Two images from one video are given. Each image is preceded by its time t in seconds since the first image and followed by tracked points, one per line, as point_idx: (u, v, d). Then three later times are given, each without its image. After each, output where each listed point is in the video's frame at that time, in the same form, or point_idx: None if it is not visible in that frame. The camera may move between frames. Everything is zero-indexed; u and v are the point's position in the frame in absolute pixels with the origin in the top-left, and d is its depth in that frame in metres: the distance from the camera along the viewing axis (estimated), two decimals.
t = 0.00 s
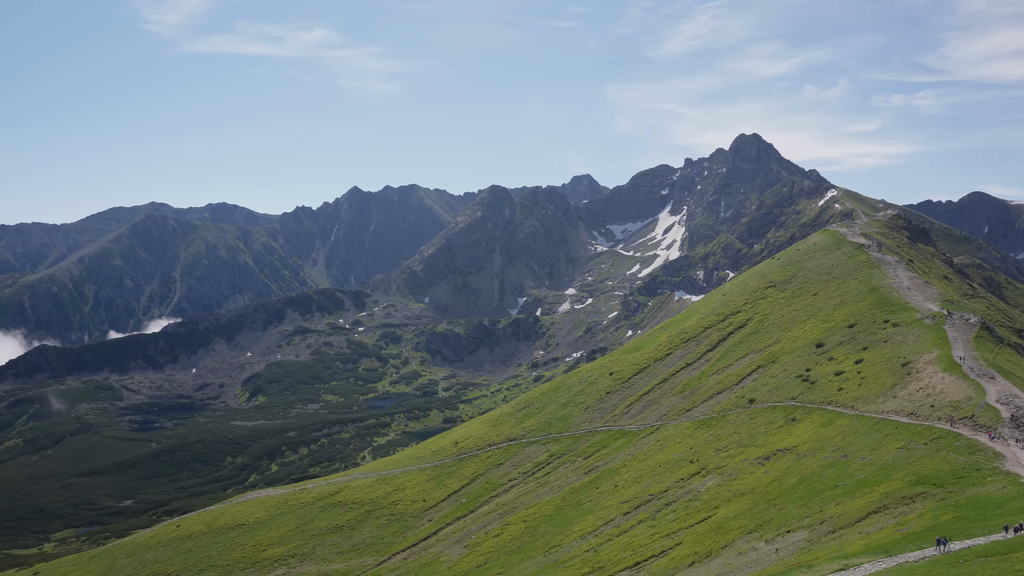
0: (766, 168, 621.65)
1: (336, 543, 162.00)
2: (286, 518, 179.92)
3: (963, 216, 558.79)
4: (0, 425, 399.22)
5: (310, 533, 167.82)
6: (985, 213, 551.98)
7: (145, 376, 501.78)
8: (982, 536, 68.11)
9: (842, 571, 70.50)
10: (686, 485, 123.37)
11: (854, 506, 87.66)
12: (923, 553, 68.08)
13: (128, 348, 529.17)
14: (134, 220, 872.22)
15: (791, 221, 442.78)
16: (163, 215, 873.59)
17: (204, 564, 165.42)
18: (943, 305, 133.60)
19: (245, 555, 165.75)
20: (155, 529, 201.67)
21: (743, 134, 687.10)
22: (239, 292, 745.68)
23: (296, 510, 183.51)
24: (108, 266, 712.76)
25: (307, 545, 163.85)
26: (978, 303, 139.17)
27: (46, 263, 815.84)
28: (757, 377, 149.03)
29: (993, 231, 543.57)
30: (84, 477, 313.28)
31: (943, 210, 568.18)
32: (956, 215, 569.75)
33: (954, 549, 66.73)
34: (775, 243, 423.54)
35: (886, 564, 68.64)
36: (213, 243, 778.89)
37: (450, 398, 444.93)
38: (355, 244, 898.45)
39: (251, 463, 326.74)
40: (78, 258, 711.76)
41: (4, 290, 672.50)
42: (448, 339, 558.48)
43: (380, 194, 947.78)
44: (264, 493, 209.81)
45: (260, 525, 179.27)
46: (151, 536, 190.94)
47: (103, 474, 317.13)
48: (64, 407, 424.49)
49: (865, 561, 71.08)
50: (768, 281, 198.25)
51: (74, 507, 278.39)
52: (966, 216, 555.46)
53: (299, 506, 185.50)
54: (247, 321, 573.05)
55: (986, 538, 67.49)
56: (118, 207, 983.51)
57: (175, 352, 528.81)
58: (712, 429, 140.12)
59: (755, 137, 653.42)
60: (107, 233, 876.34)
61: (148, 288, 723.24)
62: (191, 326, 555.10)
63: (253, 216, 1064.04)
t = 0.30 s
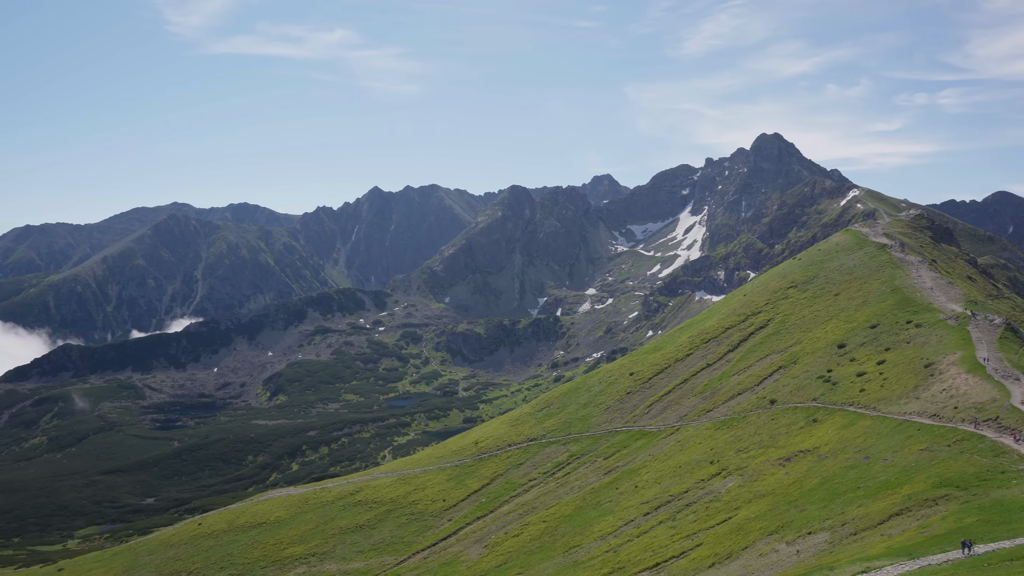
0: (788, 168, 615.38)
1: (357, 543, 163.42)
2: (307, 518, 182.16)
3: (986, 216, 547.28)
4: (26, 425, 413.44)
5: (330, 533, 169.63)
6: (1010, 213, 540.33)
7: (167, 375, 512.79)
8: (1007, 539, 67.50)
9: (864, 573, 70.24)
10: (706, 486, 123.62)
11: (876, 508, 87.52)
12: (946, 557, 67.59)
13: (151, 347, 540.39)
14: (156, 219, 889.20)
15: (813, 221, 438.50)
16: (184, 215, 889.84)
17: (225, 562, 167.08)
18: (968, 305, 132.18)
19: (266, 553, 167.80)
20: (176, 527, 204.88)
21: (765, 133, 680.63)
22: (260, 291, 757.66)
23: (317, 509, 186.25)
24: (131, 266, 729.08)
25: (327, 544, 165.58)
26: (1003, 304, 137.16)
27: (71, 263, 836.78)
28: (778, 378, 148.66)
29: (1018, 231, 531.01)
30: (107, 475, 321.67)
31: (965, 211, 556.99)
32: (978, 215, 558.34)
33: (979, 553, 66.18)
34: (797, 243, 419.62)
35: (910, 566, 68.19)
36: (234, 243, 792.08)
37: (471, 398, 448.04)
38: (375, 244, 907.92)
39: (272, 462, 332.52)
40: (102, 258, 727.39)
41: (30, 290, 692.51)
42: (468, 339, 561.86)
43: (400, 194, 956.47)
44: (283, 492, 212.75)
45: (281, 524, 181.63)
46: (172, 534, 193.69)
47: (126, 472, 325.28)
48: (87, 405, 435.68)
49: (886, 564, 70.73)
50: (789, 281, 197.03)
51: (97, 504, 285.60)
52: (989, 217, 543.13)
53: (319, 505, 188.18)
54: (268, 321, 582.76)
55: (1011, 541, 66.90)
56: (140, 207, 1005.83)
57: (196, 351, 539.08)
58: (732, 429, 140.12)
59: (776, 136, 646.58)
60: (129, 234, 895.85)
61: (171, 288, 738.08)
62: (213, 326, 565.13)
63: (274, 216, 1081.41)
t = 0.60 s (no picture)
0: (810, 168, 608.37)
1: (377, 541, 165.13)
2: (328, 517, 184.39)
3: (1017, 215, 535.49)
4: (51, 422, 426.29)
5: (351, 532, 171.52)
6: None
7: (190, 374, 523.32)
8: None
9: None
10: (727, 487, 123.71)
11: (899, 510, 87.30)
12: (970, 560, 67.28)
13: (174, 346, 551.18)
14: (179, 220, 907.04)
15: (834, 222, 434.21)
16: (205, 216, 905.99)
17: (246, 560, 168.70)
18: (993, 306, 130.60)
19: (287, 551, 169.86)
20: (198, 526, 206.20)
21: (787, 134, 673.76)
22: (282, 291, 769.50)
23: (337, 508, 188.80)
24: (154, 266, 744.57)
25: (347, 543, 167.32)
26: None
27: (95, 263, 857.48)
28: (799, 380, 147.99)
29: None
30: (130, 473, 330.16)
31: (994, 211, 546.20)
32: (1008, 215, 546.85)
33: (1005, 556, 65.65)
34: (818, 243, 415.72)
35: (935, 569, 67.77)
36: (256, 243, 805.25)
37: (491, 398, 450.74)
38: (396, 244, 916.85)
39: (292, 461, 338.33)
40: (125, 258, 742.25)
41: (55, 290, 710.13)
42: (489, 339, 564.48)
43: (421, 194, 964.21)
44: (304, 492, 215.59)
45: (302, 523, 183.72)
46: (194, 532, 194.67)
47: (149, 470, 333.45)
48: (111, 404, 446.93)
49: (911, 566, 70.29)
50: (811, 281, 195.49)
51: (120, 502, 293.05)
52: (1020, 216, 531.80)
53: (340, 504, 190.73)
54: (290, 321, 591.98)
55: None
56: (163, 209, 1028.29)
57: (218, 351, 549.25)
58: (754, 431, 139.89)
59: (798, 136, 639.34)
60: (152, 234, 916.31)
61: (193, 288, 752.46)
62: (234, 325, 575.41)
63: (295, 217, 1098.04)
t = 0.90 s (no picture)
0: (832, 168, 601.02)
1: (398, 541, 167.60)
2: (348, 516, 187.70)
3: None
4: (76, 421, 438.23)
5: (372, 531, 174.02)
6: None
7: (212, 374, 533.36)
8: None
9: None
10: (748, 489, 123.92)
11: (922, 513, 87.11)
12: (993, 564, 67.04)
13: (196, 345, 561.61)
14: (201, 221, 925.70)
15: (857, 222, 430.18)
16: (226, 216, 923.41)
17: (267, 558, 171.79)
18: (1020, 307, 128.85)
19: (307, 551, 172.76)
20: (219, 525, 210.13)
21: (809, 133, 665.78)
22: (303, 292, 780.95)
23: (357, 508, 191.96)
24: (176, 266, 760.14)
25: (368, 542, 169.75)
26: None
27: (118, 263, 876.70)
28: (821, 381, 147.26)
29: None
30: (152, 472, 337.92)
31: None
32: None
33: None
34: (840, 244, 411.82)
35: (959, 571, 67.64)
36: (278, 244, 818.14)
37: (512, 398, 452.93)
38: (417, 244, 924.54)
39: (313, 461, 343.97)
40: (148, 258, 757.13)
41: (79, 289, 726.49)
42: (509, 339, 566.85)
43: (441, 195, 971.08)
44: (324, 491, 219.75)
45: (322, 523, 187.17)
46: (216, 530, 199.05)
47: (172, 469, 341.18)
48: (134, 403, 457.99)
49: (935, 569, 70.09)
50: (832, 282, 193.93)
51: (143, 500, 300.60)
52: None
53: (359, 505, 193.71)
54: (311, 321, 600.72)
55: None
56: (186, 210, 1050.51)
57: (240, 351, 559.25)
58: (775, 432, 139.68)
59: (820, 135, 630.73)
60: (173, 235, 936.73)
61: (215, 288, 766.88)
62: (256, 325, 585.26)
63: (316, 218, 1113.93)
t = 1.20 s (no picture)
0: (853, 168, 594.04)
1: (417, 541, 170.36)
2: (367, 516, 190.88)
3: None
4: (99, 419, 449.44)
5: (391, 531, 176.80)
6: None
7: (232, 373, 542.74)
8: None
9: None
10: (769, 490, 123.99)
11: (945, 515, 86.86)
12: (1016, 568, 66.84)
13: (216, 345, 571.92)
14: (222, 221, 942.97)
15: (879, 223, 428.32)
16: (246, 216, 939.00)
17: (287, 557, 175.38)
18: None
19: (327, 549, 176.05)
20: (240, 523, 214.76)
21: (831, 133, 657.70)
22: (323, 291, 791.35)
23: (377, 507, 195.06)
24: (198, 266, 774.63)
25: (388, 541, 172.56)
26: None
27: (140, 263, 895.10)
28: (843, 381, 146.50)
29: None
30: (173, 470, 345.47)
31: None
32: None
33: None
34: (862, 244, 408.40)
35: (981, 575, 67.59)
36: (298, 244, 830.53)
37: (531, 398, 454.69)
38: (437, 244, 930.56)
39: (333, 460, 349.20)
40: (170, 258, 772.09)
41: (102, 289, 742.37)
42: (529, 339, 568.52)
43: (462, 195, 976.80)
44: (344, 490, 223.72)
45: (342, 521, 190.60)
46: (236, 529, 203.45)
47: (192, 468, 348.53)
48: (155, 402, 468.41)
49: (958, 572, 70.03)
50: (853, 282, 192.27)
51: (164, 499, 307.77)
52: None
53: (379, 504, 196.89)
54: (331, 321, 608.86)
55: None
56: (207, 210, 1069.85)
57: (261, 351, 568.77)
58: (795, 433, 139.35)
59: (842, 134, 622.32)
60: (194, 235, 955.79)
61: (236, 288, 780.81)
62: (277, 325, 594.48)
63: (336, 218, 1127.79)
